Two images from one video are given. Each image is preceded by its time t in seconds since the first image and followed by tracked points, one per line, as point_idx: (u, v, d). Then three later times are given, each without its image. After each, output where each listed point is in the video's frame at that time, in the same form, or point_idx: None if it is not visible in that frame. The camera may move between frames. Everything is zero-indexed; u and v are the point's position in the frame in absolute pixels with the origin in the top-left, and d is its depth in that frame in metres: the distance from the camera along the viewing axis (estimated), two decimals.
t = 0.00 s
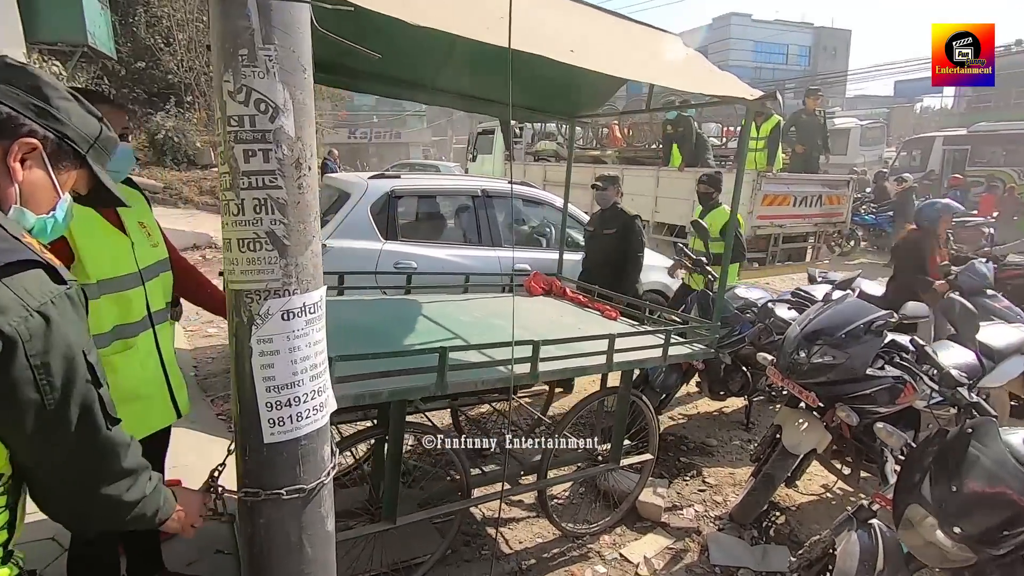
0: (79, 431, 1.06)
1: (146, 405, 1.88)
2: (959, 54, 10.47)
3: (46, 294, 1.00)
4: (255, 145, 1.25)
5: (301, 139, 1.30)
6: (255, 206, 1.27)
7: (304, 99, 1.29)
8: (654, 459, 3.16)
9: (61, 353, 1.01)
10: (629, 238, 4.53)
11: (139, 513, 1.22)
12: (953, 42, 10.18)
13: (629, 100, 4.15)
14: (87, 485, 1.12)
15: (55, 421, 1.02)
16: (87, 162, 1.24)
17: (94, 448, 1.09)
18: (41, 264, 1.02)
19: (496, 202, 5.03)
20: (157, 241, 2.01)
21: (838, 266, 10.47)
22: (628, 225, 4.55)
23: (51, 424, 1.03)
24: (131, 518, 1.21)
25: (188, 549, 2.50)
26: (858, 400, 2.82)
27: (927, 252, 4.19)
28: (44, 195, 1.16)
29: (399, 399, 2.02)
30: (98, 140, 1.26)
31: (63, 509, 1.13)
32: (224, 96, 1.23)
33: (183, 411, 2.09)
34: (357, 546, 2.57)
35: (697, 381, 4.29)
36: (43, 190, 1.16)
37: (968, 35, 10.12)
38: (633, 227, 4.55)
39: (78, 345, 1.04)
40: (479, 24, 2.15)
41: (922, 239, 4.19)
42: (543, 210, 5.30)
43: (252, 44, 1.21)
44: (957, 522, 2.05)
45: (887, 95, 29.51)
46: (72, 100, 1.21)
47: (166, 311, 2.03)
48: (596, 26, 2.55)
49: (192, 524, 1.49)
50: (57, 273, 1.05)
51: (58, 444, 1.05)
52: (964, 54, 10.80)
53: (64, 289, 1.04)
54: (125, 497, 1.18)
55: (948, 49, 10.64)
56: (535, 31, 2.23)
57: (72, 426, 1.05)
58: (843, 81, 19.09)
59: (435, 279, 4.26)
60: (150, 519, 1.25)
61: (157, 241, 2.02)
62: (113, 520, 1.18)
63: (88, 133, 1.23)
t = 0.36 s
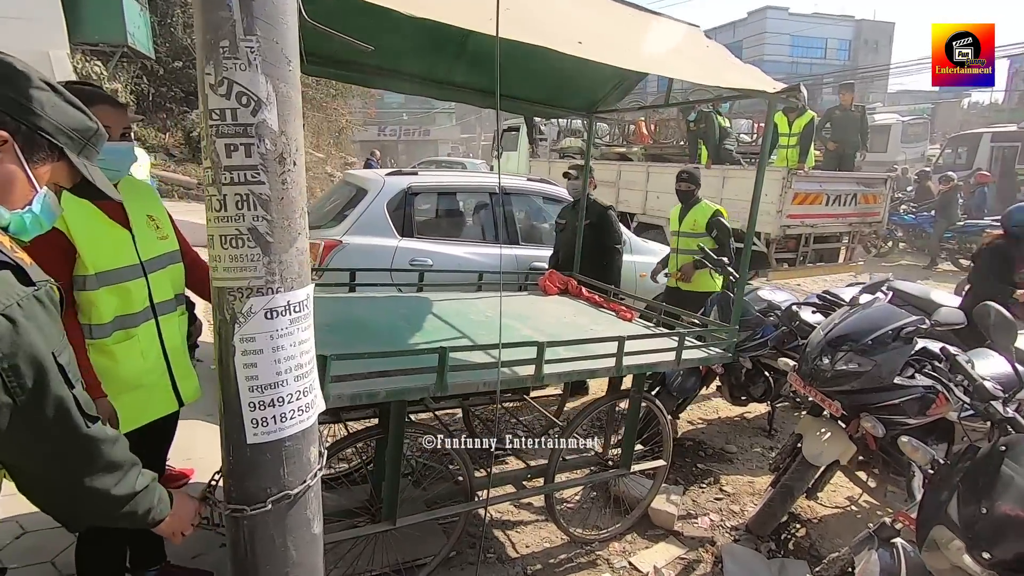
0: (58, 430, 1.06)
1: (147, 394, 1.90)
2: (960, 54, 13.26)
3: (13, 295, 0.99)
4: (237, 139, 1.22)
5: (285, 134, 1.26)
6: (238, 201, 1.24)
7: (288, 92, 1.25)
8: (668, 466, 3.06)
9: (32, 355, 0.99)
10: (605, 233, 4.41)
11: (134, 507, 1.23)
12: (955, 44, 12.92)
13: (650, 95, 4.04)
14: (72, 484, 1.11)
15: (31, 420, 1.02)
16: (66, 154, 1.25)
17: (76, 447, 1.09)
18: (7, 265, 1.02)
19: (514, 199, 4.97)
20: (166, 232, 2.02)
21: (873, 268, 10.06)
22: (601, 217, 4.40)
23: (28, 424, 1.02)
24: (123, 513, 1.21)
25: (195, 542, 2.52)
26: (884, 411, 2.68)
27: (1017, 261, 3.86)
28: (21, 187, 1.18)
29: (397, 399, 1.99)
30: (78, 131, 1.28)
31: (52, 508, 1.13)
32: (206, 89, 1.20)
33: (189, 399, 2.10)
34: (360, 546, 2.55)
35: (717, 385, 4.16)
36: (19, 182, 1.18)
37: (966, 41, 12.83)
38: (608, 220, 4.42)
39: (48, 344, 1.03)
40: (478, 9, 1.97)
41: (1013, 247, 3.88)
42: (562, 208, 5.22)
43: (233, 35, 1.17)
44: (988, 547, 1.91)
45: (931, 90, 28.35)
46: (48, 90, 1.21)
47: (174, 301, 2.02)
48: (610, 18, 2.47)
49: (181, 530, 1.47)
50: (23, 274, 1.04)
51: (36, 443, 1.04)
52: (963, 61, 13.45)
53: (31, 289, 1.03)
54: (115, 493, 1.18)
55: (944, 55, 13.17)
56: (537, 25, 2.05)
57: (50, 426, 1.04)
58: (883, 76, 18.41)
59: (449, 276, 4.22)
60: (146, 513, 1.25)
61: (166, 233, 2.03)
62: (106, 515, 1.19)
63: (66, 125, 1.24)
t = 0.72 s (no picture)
0: (111, 400, 1.19)
1: (189, 377, 2.07)
2: (959, 55, 14.03)
3: (84, 276, 1.13)
4: (277, 140, 1.34)
5: (322, 135, 1.38)
6: (277, 197, 1.36)
7: (324, 97, 1.37)
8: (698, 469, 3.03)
9: (93, 329, 1.14)
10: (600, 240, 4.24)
11: (170, 480, 1.35)
12: (954, 43, 13.70)
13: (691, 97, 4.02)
14: (119, 452, 1.24)
15: (88, 389, 1.15)
16: (139, 157, 1.39)
17: (124, 419, 1.21)
18: (85, 248, 1.16)
19: (554, 202, 5.03)
20: (223, 229, 2.18)
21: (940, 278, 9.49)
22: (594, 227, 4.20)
23: (86, 393, 1.16)
24: (162, 484, 1.34)
25: (240, 517, 2.70)
26: (928, 422, 2.58)
27: None
28: (96, 185, 1.32)
29: (425, 388, 2.08)
30: (151, 139, 1.41)
31: (101, 472, 1.26)
32: (252, 95, 1.33)
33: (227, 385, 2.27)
34: (391, 530, 2.66)
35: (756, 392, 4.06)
36: (95, 181, 1.32)
37: (966, 43, 13.73)
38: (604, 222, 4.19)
39: (110, 323, 1.17)
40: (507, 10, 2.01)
41: None
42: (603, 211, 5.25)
43: (275, 46, 1.30)
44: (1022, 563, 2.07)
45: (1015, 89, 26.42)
46: (128, 102, 1.35)
47: (225, 293, 2.19)
48: (644, 21, 2.50)
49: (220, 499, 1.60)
50: (96, 257, 1.18)
51: (91, 411, 1.18)
52: (962, 61, 14.37)
53: (101, 272, 1.18)
54: (154, 466, 1.30)
55: (945, 59, 14.00)
56: (565, 29, 2.08)
57: (103, 396, 1.18)
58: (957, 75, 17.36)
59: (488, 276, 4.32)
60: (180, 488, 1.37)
61: (224, 230, 2.19)
62: (146, 485, 1.31)
63: (142, 133, 1.37)
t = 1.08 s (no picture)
0: (164, 388, 1.32)
1: (248, 369, 2.22)
2: (961, 53, 13.69)
3: (147, 275, 1.26)
4: (314, 152, 1.45)
5: (355, 148, 1.49)
6: (313, 204, 1.48)
7: (358, 112, 1.48)
8: (722, 477, 3.02)
9: (153, 323, 1.27)
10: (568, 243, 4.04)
11: (211, 466, 1.47)
12: (954, 42, 13.41)
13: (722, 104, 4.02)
14: (168, 437, 1.37)
15: (144, 378, 1.28)
16: (193, 171, 1.54)
17: (174, 406, 1.34)
18: (147, 251, 1.28)
19: (584, 207, 5.09)
20: (266, 227, 2.33)
21: (992, 291, 9.05)
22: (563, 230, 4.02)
23: (141, 382, 1.29)
24: (203, 469, 1.46)
25: (274, 505, 2.85)
26: (958, 438, 2.54)
27: None
28: (158, 196, 1.47)
29: (449, 387, 2.17)
30: (204, 154, 1.55)
31: (152, 454, 1.39)
32: (292, 111, 1.45)
33: (285, 375, 2.41)
34: (414, 523, 2.76)
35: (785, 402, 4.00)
36: (158, 193, 1.46)
37: (967, 41, 13.05)
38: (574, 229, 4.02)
39: (166, 318, 1.30)
40: (533, 27, 2.09)
41: None
42: (633, 217, 5.27)
43: (314, 66, 1.41)
44: None
45: None
46: (187, 122, 1.50)
47: (273, 289, 2.34)
48: (670, 34, 2.55)
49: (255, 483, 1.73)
50: (157, 258, 1.32)
51: (145, 398, 1.30)
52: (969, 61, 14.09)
53: (161, 272, 1.31)
54: (196, 452, 1.42)
55: (942, 58, 14.03)
56: (590, 43, 2.15)
57: (157, 384, 1.31)
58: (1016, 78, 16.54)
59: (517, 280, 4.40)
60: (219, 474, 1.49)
61: (267, 230, 2.34)
62: (189, 468, 1.44)
63: (196, 149, 1.52)
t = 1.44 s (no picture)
0: (186, 380, 1.41)
1: (272, 370, 2.34)
2: (959, 54, 16.67)
3: (173, 274, 1.36)
4: (329, 162, 1.53)
5: (367, 158, 1.57)
6: (328, 211, 1.56)
7: (371, 124, 1.56)
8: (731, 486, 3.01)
9: (177, 319, 1.35)
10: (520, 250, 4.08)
11: (226, 456, 1.55)
12: (954, 42, 16.59)
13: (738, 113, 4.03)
14: (188, 426, 1.45)
15: (167, 370, 1.37)
16: (215, 179, 1.65)
17: (193, 398, 1.43)
18: (172, 252, 1.38)
19: (600, 215, 5.12)
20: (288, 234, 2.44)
21: None
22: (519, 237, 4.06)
23: (164, 373, 1.37)
24: (220, 458, 1.55)
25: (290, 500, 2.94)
26: (972, 452, 2.51)
27: None
28: (184, 203, 1.57)
29: (458, 388, 2.23)
30: (224, 164, 1.67)
31: (171, 442, 1.47)
32: (309, 123, 1.53)
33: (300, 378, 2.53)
34: (423, 522, 2.82)
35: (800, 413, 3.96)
36: (184, 201, 1.57)
37: (964, 42, 16.41)
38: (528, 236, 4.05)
39: (189, 314, 1.38)
40: (543, 42, 2.15)
41: None
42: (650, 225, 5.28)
43: (330, 81, 1.49)
44: None
45: None
46: (210, 135, 1.62)
47: (292, 296, 2.46)
48: (682, 45, 2.59)
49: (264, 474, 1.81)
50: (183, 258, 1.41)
51: (168, 389, 1.39)
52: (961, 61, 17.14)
53: (185, 271, 1.40)
54: (213, 442, 1.50)
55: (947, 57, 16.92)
56: (599, 56, 2.20)
57: (179, 376, 1.39)
58: None
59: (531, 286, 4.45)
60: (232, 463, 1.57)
61: (287, 238, 2.46)
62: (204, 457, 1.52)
63: (217, 159, 1.64)
